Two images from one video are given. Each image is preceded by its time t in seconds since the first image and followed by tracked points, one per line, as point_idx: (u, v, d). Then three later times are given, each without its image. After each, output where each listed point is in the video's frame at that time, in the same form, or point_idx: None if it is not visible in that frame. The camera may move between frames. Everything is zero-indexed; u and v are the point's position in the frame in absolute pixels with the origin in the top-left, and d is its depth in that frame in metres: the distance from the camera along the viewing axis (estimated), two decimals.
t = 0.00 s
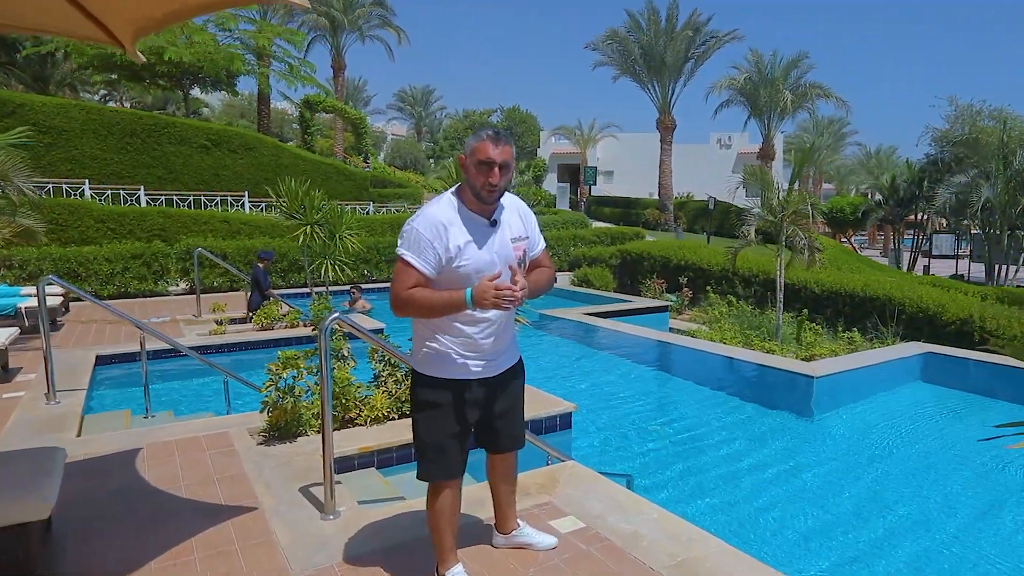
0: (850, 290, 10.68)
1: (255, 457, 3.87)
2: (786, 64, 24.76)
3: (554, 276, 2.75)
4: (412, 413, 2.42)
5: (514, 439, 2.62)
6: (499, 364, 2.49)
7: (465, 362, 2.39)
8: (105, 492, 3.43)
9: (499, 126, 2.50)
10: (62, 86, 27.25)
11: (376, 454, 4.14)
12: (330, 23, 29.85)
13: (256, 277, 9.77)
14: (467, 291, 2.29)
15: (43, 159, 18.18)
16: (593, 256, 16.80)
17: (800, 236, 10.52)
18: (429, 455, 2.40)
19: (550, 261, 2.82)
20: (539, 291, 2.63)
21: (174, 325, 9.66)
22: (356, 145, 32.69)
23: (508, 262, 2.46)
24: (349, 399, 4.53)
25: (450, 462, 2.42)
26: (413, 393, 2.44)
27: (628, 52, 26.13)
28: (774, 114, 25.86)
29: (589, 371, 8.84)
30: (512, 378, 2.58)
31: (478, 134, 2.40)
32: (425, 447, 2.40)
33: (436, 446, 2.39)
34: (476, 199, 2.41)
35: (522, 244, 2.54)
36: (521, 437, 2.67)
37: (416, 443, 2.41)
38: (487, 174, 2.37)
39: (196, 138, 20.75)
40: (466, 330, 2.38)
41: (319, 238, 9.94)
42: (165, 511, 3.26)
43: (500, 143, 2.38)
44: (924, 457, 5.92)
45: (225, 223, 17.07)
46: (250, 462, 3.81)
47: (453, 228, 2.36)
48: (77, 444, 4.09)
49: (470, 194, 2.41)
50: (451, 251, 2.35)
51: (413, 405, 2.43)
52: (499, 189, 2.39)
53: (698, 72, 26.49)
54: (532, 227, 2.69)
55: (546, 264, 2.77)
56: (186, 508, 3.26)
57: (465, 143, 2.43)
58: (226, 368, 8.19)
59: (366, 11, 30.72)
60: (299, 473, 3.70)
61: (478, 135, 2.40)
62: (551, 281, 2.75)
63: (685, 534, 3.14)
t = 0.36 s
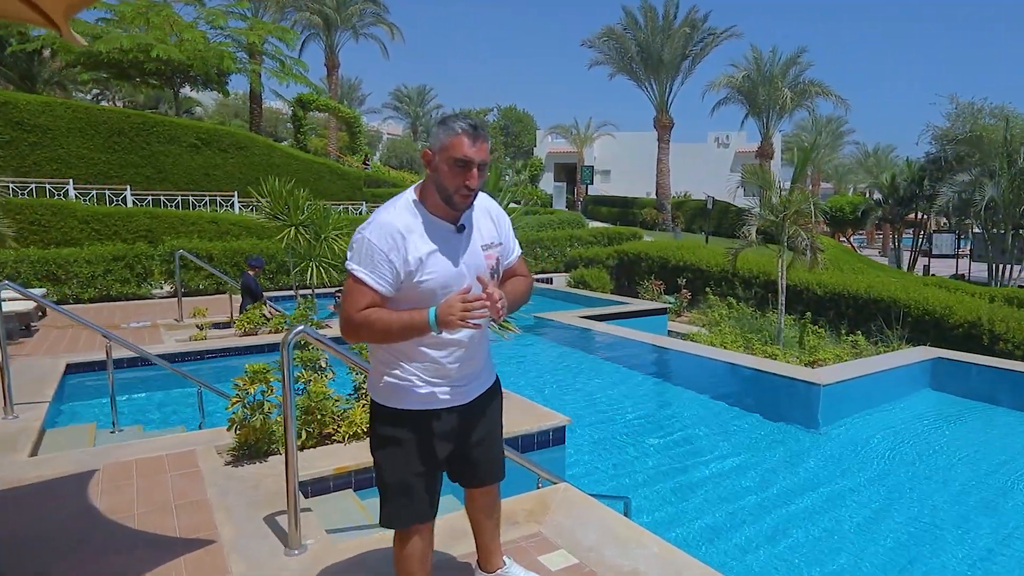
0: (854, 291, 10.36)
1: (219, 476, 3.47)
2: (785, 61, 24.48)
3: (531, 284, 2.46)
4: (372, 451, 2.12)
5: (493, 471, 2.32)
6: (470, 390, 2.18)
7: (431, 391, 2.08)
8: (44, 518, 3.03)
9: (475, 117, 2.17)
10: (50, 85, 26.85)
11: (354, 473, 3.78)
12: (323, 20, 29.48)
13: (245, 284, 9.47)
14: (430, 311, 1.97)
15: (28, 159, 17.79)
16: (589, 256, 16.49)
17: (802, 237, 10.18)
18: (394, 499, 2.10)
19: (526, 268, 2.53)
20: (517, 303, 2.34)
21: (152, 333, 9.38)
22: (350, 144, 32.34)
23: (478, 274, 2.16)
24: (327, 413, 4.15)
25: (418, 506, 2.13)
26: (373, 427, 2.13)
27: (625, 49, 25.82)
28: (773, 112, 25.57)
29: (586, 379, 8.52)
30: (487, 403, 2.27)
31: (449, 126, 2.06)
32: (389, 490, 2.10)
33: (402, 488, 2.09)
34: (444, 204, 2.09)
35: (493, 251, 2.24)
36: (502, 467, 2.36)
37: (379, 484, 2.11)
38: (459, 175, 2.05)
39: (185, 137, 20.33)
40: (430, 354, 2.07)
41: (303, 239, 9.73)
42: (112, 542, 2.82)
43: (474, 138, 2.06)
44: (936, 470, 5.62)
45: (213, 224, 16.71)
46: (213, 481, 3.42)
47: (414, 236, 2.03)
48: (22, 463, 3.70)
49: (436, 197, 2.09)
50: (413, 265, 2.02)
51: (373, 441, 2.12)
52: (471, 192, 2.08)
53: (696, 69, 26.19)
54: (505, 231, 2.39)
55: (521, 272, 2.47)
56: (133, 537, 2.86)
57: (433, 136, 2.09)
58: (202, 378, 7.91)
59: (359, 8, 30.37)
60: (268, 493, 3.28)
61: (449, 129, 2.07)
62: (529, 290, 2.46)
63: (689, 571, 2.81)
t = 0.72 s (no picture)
0: (875, 297, 10.03)
1: (205, 494, 3.27)
2: (802, 60, 24.08)
3: (524, 299, 2.30)
4: (362, 492, 1.91)
5: (494, 500, 2.12)
6: (468, 417, 2.00)
7: (428, 422, 1.88)
8: (14, 538, 2.83)
9: (501, 124, 1.94)
10: (66, 87, 26.96)
11: (350, 493, 3.57)
12: (337, 21, 29.41)
13: (255, 289, 9.28)
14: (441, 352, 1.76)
15: (42, 161, 17.84)
16: (602, 259, 16.24)
17: (821, 239, 9.84)
18: (386, 543, 1.90)
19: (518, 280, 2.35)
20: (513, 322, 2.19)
21: (157, 337, 9.24)
22: (363, 146, 32.27)
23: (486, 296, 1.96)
24: (322, 428, 3.95)
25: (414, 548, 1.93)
26: (361, 466, 1.92)
27: (639, 48, 25.51)
28: (789, 112, 25.17)
29: (599, 389, 8.29)
30: (482, 427, 2.08)
31: (482, 139, 1.83)
32: (380, 534, 1.89)
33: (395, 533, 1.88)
34: (457, 223, 1.87)
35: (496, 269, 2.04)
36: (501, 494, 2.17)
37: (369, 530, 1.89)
38: (491, 195, 1.84)
39: (198, 138, 20.29)
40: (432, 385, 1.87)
41: (309, 242, 9.60)
42: (82, 568, 2.59)
43: (508, 155, 1.85)
44: (966, 488, 5.34)
45: (225, 226, 16.65)
46: (198, 500, 3.21)
47: (423, 260, 1.77)
48: (0, 479, 3.52)
49: (451, 212, 1.85)
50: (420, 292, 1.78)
51: (362, 482, 1.91)
52: (499, 211, 1.87)
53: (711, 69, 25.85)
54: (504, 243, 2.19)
55: (514, 286, 2.29)
56: (106, 560, 2.65)
57: (457, 145, 1.84)
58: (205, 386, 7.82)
59: (372, 10, 30.30)
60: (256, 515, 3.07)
61: (481, 141, 1.83)
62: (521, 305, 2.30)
63: None
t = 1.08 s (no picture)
0: (908, 300, 9.70)
1: (209, 504, 3.21)
2: (832, 58, 23.55)
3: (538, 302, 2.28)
4: (404, 510, 1.81)
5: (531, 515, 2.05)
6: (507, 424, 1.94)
7: (477, 433, 1.79)
8: (15, 548, 2.79)
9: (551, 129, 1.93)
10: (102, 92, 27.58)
11: (359, 506, 3.48)
12: (364, 24, 29.55)
13: (282, 293, 9.29)
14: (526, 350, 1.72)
15: (78, 164, 18.14)
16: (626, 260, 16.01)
17: (852, 241, 9.53)
18: (425, 556, 1.81)
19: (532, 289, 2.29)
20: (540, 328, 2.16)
21: (180, 339, 9.29)
22: (389, 147, 32.39)
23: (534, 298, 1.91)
24: (331, 437, 3.85)
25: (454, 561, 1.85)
26: (404, 481, 1.80)
27: (665, 48, 25.19)
28: (818, 111, 24.64)
29: (623, 396, 8.13)
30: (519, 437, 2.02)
31: (547, 141, 1.80)
32: (420, 546, 1.80)
33: (439, 552, 1.80)
34: (518, 224, 1.81)
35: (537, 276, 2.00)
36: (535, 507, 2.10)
37: (411, 550, 1.81)
38: (554, 193, 1.82)
39: (228, 141, 20.50)
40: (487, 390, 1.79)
41: (329, 244, 9.58)
42: None
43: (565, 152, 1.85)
44: (1008, 505, 5.08)
45: (252, 226, 16.79)
46: (201, 510, 3.15)
47: (494, 255, 1.69)
48: (11, 485, 3.51)
49: (515, 213, 1.79)
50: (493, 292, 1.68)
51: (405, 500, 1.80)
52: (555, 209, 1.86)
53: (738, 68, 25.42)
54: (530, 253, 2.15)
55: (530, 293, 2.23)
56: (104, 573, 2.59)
57: (520, 147, 1.80)
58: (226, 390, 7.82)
59: (399, 12, 30.40)
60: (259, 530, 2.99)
61: (545, 143, 1.81)
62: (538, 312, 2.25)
63: None
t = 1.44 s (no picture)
0: (935, 304, 9.44)
1: (209, 509, 3.22)
2: (858, 57, 23.11)
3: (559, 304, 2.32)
4: (449, 497, 1.79)
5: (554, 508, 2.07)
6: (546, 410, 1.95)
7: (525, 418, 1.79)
8: (15, 550, 2.82)
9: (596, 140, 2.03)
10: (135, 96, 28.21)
11: (359, 513, 3.47)
12: (390, 27, 29.67)
13: (302, 296, 9.38)
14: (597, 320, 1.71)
15: (112, 167, 18.46)
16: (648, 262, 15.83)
17: (877, 243, 9.24)
18: (466, 538, 1.81)
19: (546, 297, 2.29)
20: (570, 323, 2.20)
21: (200, 339, 9.42)
22: (414, 150, 32.53)
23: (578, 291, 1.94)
24: (335, 442, 3.86)
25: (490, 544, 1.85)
26: (450, 467, 1.78)
27: (689, 48, 24.93)
28: (845, 110, 24.18)
29: (640, 402, 8.02)
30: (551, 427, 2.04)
31: (601, 142, 1.89)
32: (465, 530, 1.80)
33: (483, 538, 1.81)
34: (573, 218, 1.88)
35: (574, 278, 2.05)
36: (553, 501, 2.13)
37: (455, 535, 1.81)
38: (605, 191, 1.89)
39: (255, 144, 20.76)
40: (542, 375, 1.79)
41: (346, 246, 9.64)
42: None
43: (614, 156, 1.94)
44: None
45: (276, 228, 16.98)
46: (201, 515, 3.17)
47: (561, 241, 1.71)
48: (20, 487, 3.57)
49: (572, 210, 1.87)
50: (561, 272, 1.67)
51: (450, 487, 1.79)
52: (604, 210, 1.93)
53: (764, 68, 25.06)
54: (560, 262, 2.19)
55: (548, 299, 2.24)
56: None
57: (578, 145, 1.88)
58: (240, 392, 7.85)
59: (425, 15, 30.56)
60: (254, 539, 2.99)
61: (598, 142, 1.89)
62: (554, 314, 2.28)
63: None
